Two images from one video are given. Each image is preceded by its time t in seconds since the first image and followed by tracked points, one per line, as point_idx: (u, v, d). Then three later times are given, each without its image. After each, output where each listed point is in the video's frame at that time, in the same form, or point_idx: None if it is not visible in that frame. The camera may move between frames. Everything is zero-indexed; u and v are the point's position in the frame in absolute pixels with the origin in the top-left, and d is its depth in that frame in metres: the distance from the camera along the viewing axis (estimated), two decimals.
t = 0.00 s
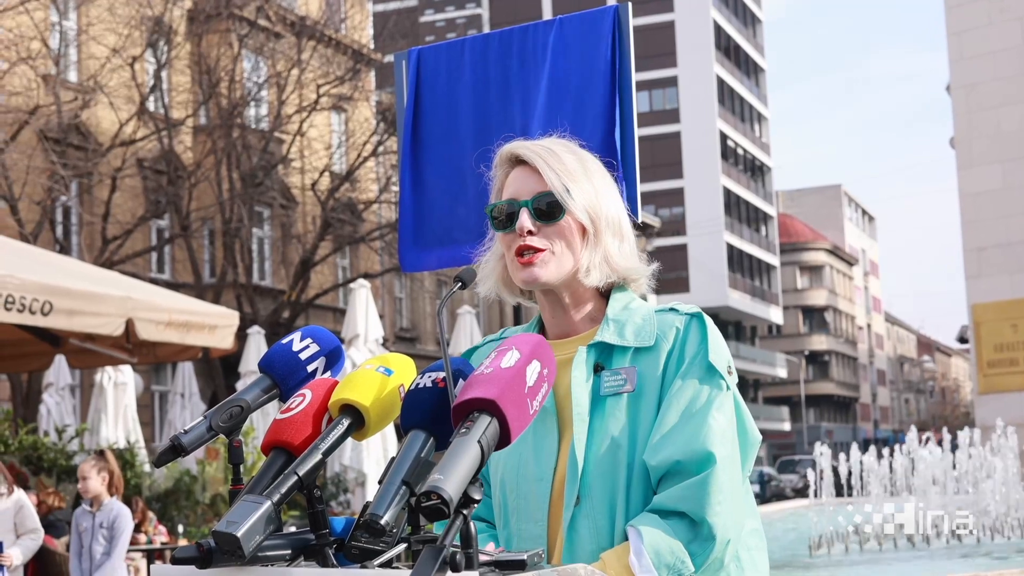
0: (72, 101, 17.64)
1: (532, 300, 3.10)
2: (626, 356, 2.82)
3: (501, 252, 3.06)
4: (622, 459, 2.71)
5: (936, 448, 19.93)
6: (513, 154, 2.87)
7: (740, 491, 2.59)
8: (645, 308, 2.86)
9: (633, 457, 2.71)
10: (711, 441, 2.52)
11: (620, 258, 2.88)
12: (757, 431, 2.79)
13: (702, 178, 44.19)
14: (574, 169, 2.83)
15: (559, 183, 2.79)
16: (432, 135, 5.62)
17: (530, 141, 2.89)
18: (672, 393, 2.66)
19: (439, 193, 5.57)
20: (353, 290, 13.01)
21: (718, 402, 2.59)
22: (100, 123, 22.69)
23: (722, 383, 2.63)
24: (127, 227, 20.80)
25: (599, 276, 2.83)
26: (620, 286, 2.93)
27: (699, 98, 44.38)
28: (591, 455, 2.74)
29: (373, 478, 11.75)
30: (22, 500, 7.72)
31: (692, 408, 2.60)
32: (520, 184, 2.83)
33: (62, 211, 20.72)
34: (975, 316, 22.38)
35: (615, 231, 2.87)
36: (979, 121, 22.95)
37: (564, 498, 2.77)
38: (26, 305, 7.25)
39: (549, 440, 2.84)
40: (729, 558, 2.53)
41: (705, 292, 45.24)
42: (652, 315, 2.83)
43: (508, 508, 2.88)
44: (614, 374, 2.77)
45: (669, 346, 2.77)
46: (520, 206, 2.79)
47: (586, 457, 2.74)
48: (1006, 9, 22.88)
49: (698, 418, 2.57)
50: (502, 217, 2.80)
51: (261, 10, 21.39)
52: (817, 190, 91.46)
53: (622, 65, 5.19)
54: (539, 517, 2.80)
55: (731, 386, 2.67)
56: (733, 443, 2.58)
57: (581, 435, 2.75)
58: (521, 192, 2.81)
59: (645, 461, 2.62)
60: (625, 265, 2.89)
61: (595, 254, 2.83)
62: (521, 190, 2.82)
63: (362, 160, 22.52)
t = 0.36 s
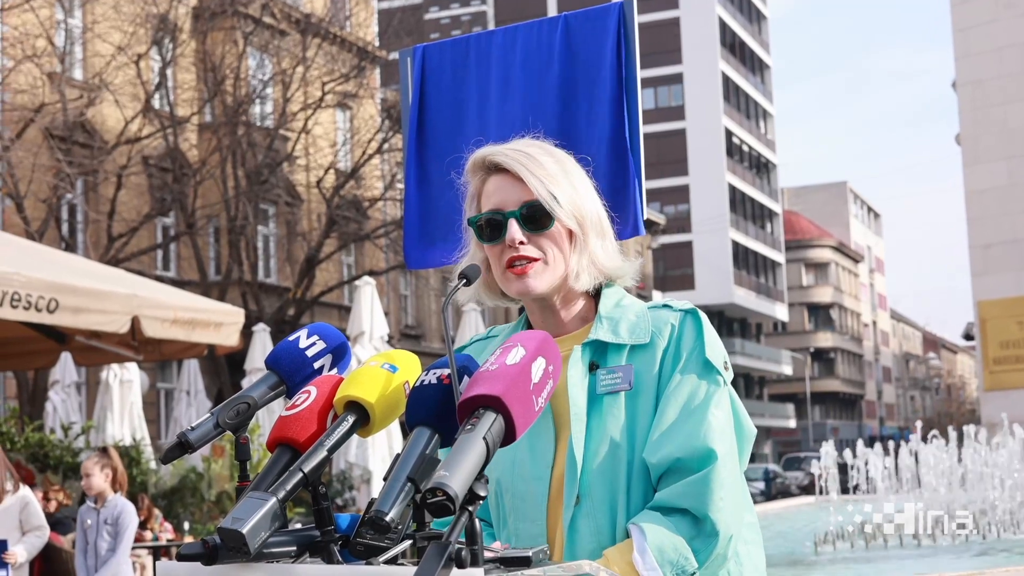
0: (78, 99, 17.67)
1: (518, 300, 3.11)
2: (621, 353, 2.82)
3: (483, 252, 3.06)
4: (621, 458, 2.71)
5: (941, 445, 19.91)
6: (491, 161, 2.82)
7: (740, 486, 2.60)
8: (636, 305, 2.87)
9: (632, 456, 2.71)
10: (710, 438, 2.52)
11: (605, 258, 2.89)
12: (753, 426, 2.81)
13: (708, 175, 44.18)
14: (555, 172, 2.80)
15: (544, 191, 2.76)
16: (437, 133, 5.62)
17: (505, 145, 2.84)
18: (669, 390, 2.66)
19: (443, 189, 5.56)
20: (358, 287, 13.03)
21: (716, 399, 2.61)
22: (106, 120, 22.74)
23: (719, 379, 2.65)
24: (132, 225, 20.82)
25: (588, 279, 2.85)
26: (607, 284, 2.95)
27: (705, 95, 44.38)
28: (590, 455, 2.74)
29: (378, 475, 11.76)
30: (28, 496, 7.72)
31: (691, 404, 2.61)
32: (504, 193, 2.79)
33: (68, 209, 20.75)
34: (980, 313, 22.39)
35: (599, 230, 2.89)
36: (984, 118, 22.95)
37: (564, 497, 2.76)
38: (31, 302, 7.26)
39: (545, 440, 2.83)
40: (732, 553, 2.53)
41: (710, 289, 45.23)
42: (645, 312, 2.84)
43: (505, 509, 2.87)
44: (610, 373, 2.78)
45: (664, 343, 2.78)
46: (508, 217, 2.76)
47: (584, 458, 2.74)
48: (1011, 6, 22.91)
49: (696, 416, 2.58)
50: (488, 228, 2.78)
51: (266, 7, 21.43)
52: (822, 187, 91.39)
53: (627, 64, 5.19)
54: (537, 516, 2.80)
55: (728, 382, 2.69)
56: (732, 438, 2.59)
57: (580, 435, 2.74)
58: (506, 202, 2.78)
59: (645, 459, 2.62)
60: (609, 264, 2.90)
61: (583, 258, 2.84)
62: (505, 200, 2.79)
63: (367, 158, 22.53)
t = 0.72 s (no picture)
0: (84, 95, 17.69)
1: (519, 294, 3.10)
2: (621, 349, 2.80)
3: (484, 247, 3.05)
4: (625, 456, 2.70)
5: (947, 441, 19.88)
6: (496, 148, 2.81)
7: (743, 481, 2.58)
8: (636, 300, 2.86)
9: (637, 452, 2.70)
10: (712, 433, 2.51)
11: (604, 254, 2.88)
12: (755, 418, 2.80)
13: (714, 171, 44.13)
14: (558, 164, 2.79)
15: (548, 182, 2.75)
16: (441, 128, 5.61)
17: (509, 136, 2.83)
18: (671, 388, 2.65)
19: (448, 184, 5.56)
20: (363, 283, 13.02)
21: (718, 393, 2.59)
22: (111, 116, 22.76)
23: (718, 373, 2.64)
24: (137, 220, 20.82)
25: (587, 273, 2.84)
26: (608, 277, 2.94)
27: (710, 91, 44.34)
28: (592, 453, 2.73)
29: (384, 471, 11.76)
30: (33, 492, 7.74)
31: (693, 401, 2.60)
32: (506, 183, 2.78)
33: (73, 205, 20.78)
34: (986, 310, 22.40)
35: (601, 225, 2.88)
36: (990, 114, 22.90)
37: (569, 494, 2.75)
38: (37, 298, 7.26)
39: (548, 438, 2.82)
40: (736, 548, 2.53)
41: (716, 285, 45.20)
42: (644, 308, 2.84)
43: (509, 508, 2.86)
44: (610, 368, 2.76)
45: (664, 338, 2.76)
46: (509, 206, 2.75)
47: (587, 454, 2.72)
48: (1017, 3, 22.90)
49: (699, 411, 2.56)
50: (488, 217, 2.76)
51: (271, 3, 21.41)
52: (828, 183, 91.25)
53: (633, 59, 5.17)
54: (542, 514, 2.78)
55: (729, 375, 2.67)
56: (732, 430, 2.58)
57: (582, 433, 2.73)
58: (508, 192, 2.77)
59: (649, 456, 2.61)
60: (608, 259, 2.89)
61: (582, 252, 2.83)
62: (507, 190, 2.77)
63: (373, 154, 22.54)
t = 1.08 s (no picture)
0: (87, 92, 17.71)
1: (534, 286, 3.07)
2: (631, 344, 2.78)
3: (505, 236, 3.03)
4: (633, 450, 2.68)
5: (950, 438, 19.85)
6: (532, 135, 2.84)
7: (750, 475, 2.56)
8: (647, 295, 2.83)
9: (644, 447, 2.68)
10: (719, 428, 2.49)
11: (626, 245, 2.86)
12: (764, 412, 2.77)
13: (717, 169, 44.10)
14: (593, 153, 2.81)
15: (582, 167, 2.77)
16: (444, 126, 5.59)
17: (547, 126, 2.86)
18: (678, 383, 2.63)
19: (451, 181, 5.54)
20: (366, 281, 13.01)
21: (724, 389, 2.57)
22: (114, 114, 22.79)
23: (727, 368, 2.62)
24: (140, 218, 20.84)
25: (609, 263, 2.83)
26: (621, 271, 2.91)
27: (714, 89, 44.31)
28: (602, 448, 2.70)
29: (387, 469, 11.76)
30: (36, 491, 7.74)
31: (700, 396, 2.58)
32: (539, 165, 2.79)
33: (76, 203, 20.79)
34: (989, 307, 22.37)
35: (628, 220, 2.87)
36: (993, 112, 22.88)
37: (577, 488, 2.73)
38: (40, 296, 7.25)
39: (556, 432, 2.80)
40: (743, 542, 2.51)
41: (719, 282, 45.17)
42: (654, 302, 2.81)
43: (516, 503, 2.84)
44: (618, 362, 2.74)
45: (672, 333, 2.74)
46: (540, 186, 2.75)
47: (596, 449, 2.71)
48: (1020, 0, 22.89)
49: (706, 405, 2.54)
50: (519, 197, 2.77)
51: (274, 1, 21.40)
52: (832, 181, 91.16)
53: (637, 58, 5.16)
54: (550, 509, 2.76)
55: (737, 370, 2.65)
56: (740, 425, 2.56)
57: (590, 428, 2.71)
58: (539, 173, 2.78)
59: (656, 451, 2.59)
60: (628, 252, 2.87)
61: (607, 242, 2.83)
62: (540, 171, 2.78)
63: (376, 151, 22.53)
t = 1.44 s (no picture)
0: (85, 92, 17.69)
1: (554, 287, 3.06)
2: (651, 344, 2.77)
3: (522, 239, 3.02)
4: (649, 450, 2.68)
5: (949, 438, 19.85)
6: (541, 140, 2.82)
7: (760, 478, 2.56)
8: (669, 297, 2.81)
9: (659, 447, 2.67)
10: (732, 429, 2.48)
11: (644, 243, 2.86)
12: (779, 418, 2.76)
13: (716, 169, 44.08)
14: (603, 155, 2.79)
15: (594, 169, 2.75)
16: (445, 126, 5.58)
17: (554, 129, 2.84)
18: (696, 384, 2.63)
19: (451, 180, 5.53)
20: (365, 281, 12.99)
21: (741, 392, 2.57)
22: (112, 114, 22.77)
23: (745, 373, 2.61)
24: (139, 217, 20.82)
25: (630, 263, 2.83)
26: (642, 272, 2.90)
27: (713, 88, 44.30)
28: (617, 446, 2.70)
29: (386, 470, 11.75)
30: (33, 492, 7.73)
31: (716, 398, 2.57)
32: (552, 170, 2.77)
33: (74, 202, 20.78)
34: (988, 307, 22.37)
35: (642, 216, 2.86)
36: (992, 112, 22.88)
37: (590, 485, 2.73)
38: (38, 296, 7.24)
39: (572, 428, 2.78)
40: (751, 544, 2.50)
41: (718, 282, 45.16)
42: (676, 304, 2.79)
43: (529, 498, 2.83)
44: (637, 363, 2.73)
45: (694, 335, 2.73)
46: (554, 191, 2.73)
47: (610, 447, 2.70)
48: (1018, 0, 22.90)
49: (721, 407, 2.54)
50: (534, 203, 2.74)
51: None
52: (830, 181, 91.16)
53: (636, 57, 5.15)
54: (562, 506, 2.76)
55: (755, 375, 2.64)
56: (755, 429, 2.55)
57: (607, 425, 2.70)
58: (553, 177, 2.75)
59: (670, 450, 2.58)
60: (647, 250, 2.86)
61: (624, 241, 2.82)
62: (553, 176, 2.76)
63: (375, 151, 22.51)
